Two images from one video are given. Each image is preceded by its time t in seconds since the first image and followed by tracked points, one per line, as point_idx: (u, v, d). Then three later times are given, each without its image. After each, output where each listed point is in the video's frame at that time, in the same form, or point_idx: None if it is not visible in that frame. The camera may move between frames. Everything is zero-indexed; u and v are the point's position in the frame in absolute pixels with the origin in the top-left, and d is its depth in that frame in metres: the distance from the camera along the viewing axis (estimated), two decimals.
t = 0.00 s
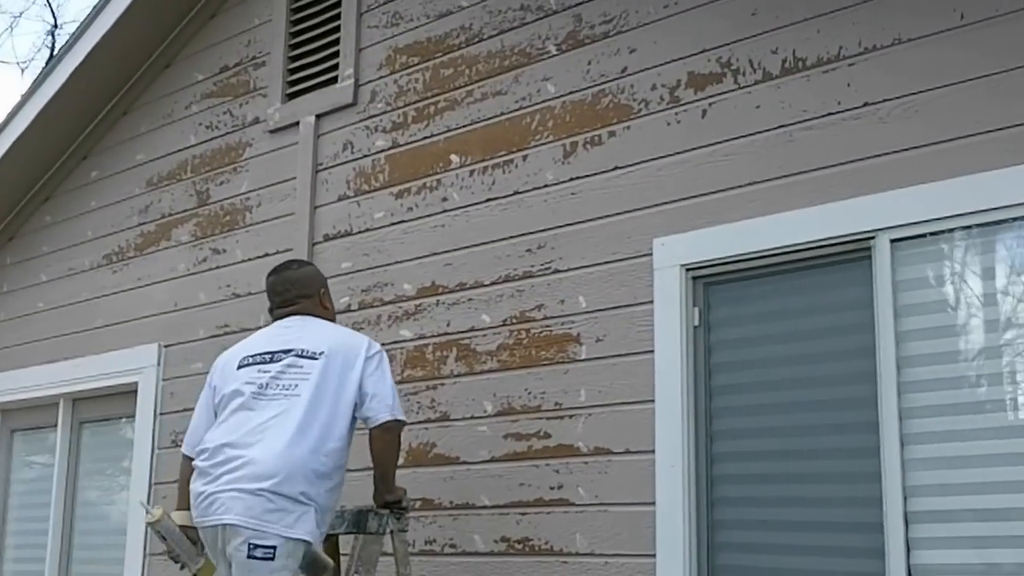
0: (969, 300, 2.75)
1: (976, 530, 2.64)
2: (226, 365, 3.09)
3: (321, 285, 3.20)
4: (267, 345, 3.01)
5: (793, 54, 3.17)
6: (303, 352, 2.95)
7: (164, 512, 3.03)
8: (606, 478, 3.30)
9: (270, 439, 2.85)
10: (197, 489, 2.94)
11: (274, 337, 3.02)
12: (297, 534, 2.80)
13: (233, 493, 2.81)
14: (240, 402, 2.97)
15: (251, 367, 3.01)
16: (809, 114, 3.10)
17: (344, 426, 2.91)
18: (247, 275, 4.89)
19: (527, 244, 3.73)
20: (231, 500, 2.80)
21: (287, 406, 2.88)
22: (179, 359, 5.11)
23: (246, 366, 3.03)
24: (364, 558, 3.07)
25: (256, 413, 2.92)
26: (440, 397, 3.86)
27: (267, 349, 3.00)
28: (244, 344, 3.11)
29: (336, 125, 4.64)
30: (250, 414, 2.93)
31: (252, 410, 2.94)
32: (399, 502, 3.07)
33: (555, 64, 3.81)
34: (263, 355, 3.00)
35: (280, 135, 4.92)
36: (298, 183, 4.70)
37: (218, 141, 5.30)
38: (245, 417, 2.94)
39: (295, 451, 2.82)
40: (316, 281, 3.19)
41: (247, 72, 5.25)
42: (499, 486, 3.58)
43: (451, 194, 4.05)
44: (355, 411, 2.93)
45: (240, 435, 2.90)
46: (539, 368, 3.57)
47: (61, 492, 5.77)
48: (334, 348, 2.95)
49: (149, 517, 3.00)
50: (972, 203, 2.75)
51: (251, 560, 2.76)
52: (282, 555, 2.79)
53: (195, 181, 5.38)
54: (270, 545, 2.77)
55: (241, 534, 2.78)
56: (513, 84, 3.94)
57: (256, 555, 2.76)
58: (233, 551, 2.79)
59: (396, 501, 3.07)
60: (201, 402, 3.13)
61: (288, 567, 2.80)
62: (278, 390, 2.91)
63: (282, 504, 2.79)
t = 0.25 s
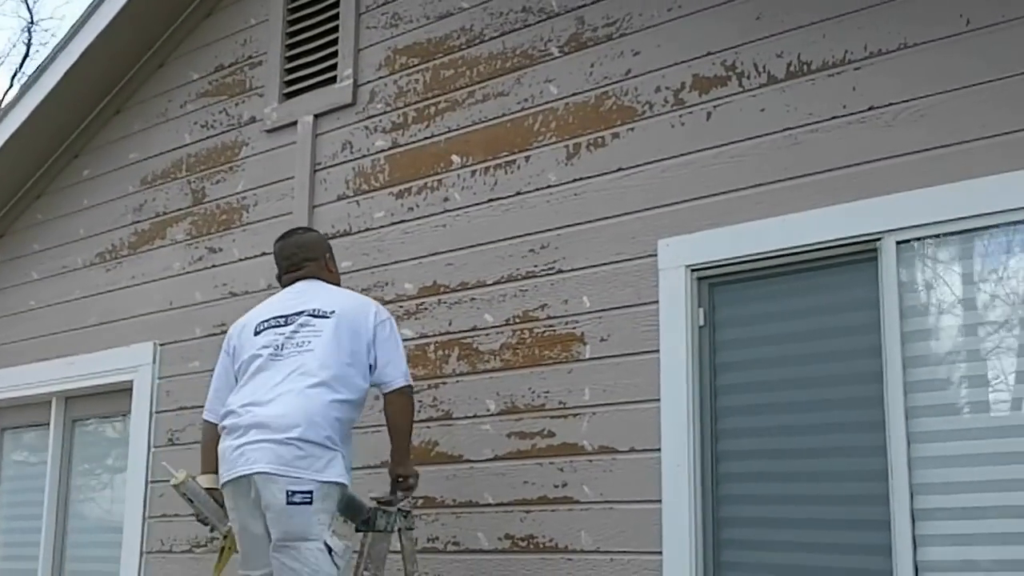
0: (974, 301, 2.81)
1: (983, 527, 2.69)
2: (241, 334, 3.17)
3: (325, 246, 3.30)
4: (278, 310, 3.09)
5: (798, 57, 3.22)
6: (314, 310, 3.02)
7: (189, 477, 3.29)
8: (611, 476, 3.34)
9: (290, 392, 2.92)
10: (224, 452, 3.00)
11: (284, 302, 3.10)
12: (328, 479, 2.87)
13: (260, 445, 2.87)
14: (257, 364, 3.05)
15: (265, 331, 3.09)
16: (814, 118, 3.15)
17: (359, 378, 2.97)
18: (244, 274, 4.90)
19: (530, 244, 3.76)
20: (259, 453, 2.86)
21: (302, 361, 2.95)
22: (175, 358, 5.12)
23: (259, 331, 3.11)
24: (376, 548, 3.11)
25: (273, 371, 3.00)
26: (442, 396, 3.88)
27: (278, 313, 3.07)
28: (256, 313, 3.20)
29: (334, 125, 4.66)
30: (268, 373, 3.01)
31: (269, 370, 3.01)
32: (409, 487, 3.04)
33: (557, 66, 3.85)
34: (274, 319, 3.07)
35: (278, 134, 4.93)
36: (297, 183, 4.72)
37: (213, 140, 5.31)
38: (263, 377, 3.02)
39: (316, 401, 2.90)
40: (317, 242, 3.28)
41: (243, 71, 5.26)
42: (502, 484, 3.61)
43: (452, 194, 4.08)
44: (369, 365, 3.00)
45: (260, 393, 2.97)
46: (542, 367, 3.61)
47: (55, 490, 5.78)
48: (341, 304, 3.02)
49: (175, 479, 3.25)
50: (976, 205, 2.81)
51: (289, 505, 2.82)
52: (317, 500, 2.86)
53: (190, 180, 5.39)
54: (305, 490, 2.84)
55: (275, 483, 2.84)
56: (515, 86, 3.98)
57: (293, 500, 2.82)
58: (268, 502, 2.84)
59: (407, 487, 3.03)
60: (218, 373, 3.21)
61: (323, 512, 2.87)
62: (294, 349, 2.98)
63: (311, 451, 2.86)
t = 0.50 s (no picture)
0: (980, 304, 2.92)
1: (989, 526, 2.79)
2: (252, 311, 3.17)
3: (331, 215, 3.62)
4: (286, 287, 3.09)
5: (803, 62, 3.31)
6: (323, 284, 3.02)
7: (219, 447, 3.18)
8: (617, 474, 3.39)
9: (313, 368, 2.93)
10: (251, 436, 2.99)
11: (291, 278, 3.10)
12: (357, 448, 2.87)
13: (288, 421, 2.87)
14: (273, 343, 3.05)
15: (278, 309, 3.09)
16: (820, 121, 3.24)
17: (376, 345, 3.02)
18: (241, 274, 4.92)
19: (533, 245, 3.80)
20: (286, 428, 2.86)
21: (320, 336, 2.96)
22: (171, 357, 5.13)
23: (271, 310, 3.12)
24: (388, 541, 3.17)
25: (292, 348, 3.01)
26: (444, 395, 3.90)
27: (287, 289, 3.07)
28: (262, 290, 3.20)
29: (332, 125, 4.67)
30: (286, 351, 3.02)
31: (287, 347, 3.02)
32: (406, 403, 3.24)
33: (560, 68, 3.89)
34: (284, 296, 3.07)
35: (275, 135, 4.95)
36: (295, 183, 4.74)
37: (208, 139, 5.32)
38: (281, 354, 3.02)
39: (340, 375, 2.91)
40: (324, 213, 3.60)
41: (239, 71, 5.28)
42: (506, 482, 3.65)
43: (454, 195, 4.10)
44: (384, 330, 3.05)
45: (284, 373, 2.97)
46: (545, 367, 3.64)
47: (49, 490, 5.82)
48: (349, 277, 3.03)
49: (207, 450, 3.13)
50: (983, 212, 2.90)
51: (322, 473, 2.80)
52: (348, 468, 2.85)
53: (185, 179, 5.40)
54: (337, 458, 2.83)
55: (306, 453, 2.82)
56: (517, 87, 4.01)
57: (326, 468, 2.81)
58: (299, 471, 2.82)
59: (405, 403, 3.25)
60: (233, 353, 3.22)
61: (354, 480, 2.86)
62: (310, 326, 2.98)
63: (340, 422, 2.86)
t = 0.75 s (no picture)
0: (984, 307, 2.99)
1: (994, 525, 2.87)
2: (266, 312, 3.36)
3: (333, 207, 3.64)
4: (300, 288, 3.28)
5: (807, 66, 3.37)
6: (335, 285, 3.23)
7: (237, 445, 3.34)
8: (621, 474, 3.43)
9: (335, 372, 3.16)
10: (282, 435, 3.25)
11: (303, 279, 3.29)
12: (381, 447, 3.12)
13: (316, 423, 3.11)
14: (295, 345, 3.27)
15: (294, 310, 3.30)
16: (825, 125, 3.31)
17: (393, 340, 3.24)
18: (238, 274, 4.93)
19: (536, 246, 3.84)
20: (314, 430, 3.10)
21: (339, 338, 3.18)
22: (167, 356, 5.14)
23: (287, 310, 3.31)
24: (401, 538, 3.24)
25: (314, 351, 3.23)
26: (445, 395, 3.93)
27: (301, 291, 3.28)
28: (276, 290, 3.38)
29: (331, 126, 4.68)
30: (308, 353, 3.24)
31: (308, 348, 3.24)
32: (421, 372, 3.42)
33: (562, 71, 3.93)
34: (300, 298, 3.28)
35: (271, 135, 4.96)
36: (293, 183, 4.76)
37: (203, 140, 5.33)
38: (304, 357, 3.25)
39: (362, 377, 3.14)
40: (328, 203, 3.62)
41: (234, 72, 5.28)
42: (509, 482, 3.68)
43: (455, 196, 4.13)
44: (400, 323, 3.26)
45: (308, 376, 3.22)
46: (548, 367, 3.68)
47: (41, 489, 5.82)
48: (359, 276, 3.24)
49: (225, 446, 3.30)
50: (988, 217, 2.97)
51: (347, 473, 3.04)
52: (372, 468, 3.09)
53: (179, 179, 5.40)
54: (361, 459, 3.07)
55: (332, 456, 3.06)
56: (518, 90, 4.05)
57: (351, 468, 3.05)
58: (325, 472, 3.06)
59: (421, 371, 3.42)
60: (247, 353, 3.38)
61: (377, 480, 3.10)
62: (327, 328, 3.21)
63: (364, 423, 3.10)
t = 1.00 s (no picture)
0: (986, 309, 3.04)
1: (995, 523, 2.92)
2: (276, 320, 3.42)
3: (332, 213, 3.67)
4: (308, 294, 3.34)
5: (809, 72, 3.42)
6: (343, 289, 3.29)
7: (264, 456, 3.45)
8: (625, 473, 3.48)
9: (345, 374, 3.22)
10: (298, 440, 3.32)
11: (311, 285, 3.35)
12: (391, 447, 3.17)
13: (327, 425, 3.17)
14: (306, 350, 3.34)
15: (303, 316, 3.36)
16: (826, 130, 3.35)
17: (404, 338, 3.32)
18: (237, 274, 4.95)
19: (539, 247, 3.88)
20: (324, 432, 3.15)
21: (349, 341, 3.25)
22: (165, 356, 5.16)
23: (297, 316, 3.37)
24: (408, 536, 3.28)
25: (324, 355, 3.29)
26: (448, 395, 3.97)
27: (310, 297, 3.33)
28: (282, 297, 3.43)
29: (331, 127, 4.71)
30: (319, 357, 3.30)
31: (319, 352, 3.30)
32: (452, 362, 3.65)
33: (564, 75, 3.97)
34: (308, 304, 3.34)
35: (271, 136, 4.98)
36: (293, 183, 4.78)
37: (201, 140, 5.35)
38: (316, 361, 3.31)
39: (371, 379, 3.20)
40: (329, 209, 3.65)
41: (233, 72, 5.30)
42: (512, 481, 3.72)
43: (456, 198, 4.17)
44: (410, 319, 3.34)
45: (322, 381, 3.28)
46: (552, 368, 3.73)
47: (36, 489, 5.82)
48: (366, 278, 3.30)
49: (252, 458, 3.41)
50: (990, 221, 3.02)
51: (357, 472, 3.09)
52: (381, 468, 3.14)
53: (177, 179, 5.42)
54: (370, 459, 3.12)
55: (341, 455, 3.11)
56: (520, 93, 4.09)
57: (360, 467, 3.10)
58: (334, 470, 3.10)
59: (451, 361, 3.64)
60: (259, 361, 3.44)
61: (385, 480, 3.14)
62: (337, 333, 3.27)
63: (374, 424, 3.16)
